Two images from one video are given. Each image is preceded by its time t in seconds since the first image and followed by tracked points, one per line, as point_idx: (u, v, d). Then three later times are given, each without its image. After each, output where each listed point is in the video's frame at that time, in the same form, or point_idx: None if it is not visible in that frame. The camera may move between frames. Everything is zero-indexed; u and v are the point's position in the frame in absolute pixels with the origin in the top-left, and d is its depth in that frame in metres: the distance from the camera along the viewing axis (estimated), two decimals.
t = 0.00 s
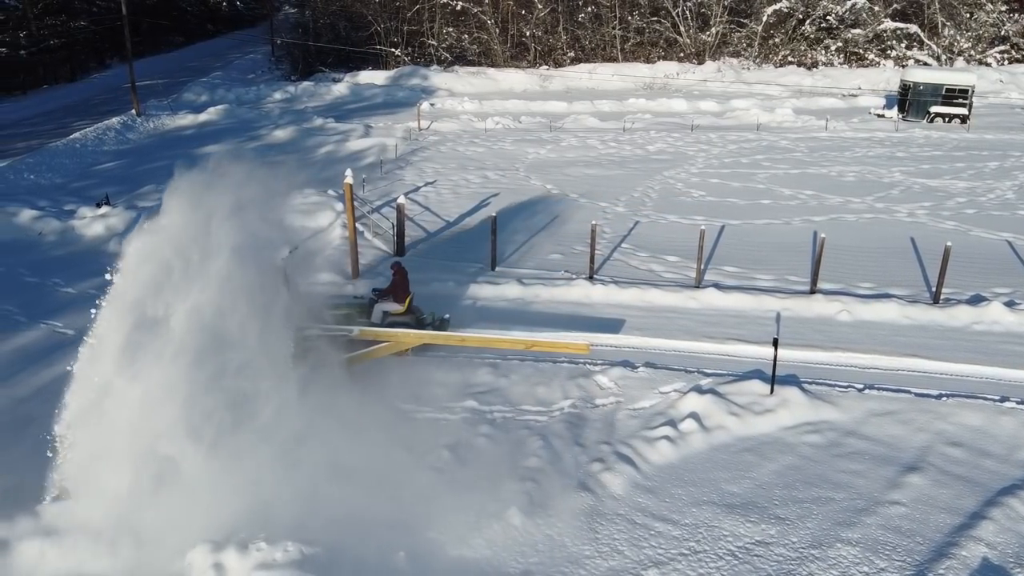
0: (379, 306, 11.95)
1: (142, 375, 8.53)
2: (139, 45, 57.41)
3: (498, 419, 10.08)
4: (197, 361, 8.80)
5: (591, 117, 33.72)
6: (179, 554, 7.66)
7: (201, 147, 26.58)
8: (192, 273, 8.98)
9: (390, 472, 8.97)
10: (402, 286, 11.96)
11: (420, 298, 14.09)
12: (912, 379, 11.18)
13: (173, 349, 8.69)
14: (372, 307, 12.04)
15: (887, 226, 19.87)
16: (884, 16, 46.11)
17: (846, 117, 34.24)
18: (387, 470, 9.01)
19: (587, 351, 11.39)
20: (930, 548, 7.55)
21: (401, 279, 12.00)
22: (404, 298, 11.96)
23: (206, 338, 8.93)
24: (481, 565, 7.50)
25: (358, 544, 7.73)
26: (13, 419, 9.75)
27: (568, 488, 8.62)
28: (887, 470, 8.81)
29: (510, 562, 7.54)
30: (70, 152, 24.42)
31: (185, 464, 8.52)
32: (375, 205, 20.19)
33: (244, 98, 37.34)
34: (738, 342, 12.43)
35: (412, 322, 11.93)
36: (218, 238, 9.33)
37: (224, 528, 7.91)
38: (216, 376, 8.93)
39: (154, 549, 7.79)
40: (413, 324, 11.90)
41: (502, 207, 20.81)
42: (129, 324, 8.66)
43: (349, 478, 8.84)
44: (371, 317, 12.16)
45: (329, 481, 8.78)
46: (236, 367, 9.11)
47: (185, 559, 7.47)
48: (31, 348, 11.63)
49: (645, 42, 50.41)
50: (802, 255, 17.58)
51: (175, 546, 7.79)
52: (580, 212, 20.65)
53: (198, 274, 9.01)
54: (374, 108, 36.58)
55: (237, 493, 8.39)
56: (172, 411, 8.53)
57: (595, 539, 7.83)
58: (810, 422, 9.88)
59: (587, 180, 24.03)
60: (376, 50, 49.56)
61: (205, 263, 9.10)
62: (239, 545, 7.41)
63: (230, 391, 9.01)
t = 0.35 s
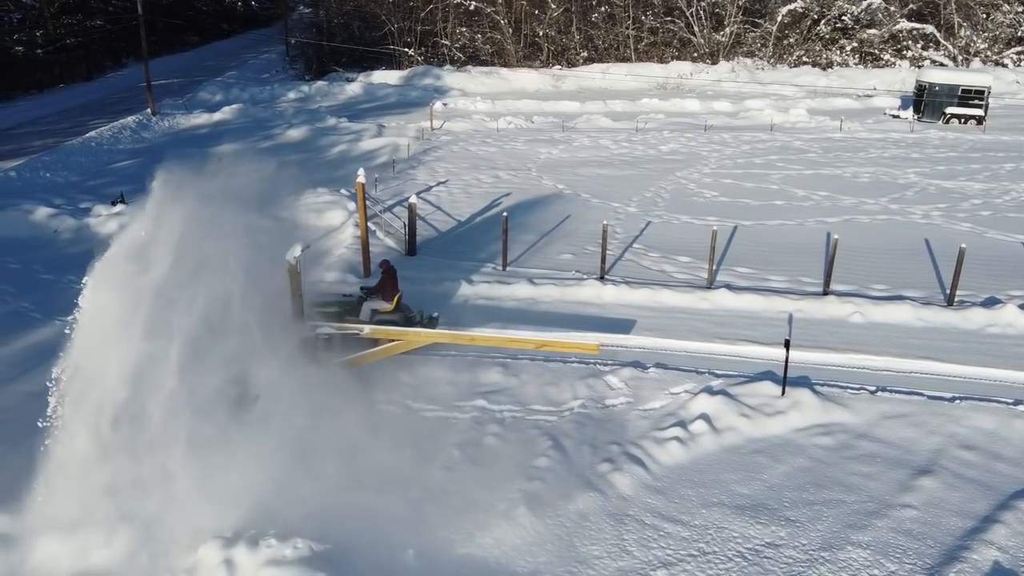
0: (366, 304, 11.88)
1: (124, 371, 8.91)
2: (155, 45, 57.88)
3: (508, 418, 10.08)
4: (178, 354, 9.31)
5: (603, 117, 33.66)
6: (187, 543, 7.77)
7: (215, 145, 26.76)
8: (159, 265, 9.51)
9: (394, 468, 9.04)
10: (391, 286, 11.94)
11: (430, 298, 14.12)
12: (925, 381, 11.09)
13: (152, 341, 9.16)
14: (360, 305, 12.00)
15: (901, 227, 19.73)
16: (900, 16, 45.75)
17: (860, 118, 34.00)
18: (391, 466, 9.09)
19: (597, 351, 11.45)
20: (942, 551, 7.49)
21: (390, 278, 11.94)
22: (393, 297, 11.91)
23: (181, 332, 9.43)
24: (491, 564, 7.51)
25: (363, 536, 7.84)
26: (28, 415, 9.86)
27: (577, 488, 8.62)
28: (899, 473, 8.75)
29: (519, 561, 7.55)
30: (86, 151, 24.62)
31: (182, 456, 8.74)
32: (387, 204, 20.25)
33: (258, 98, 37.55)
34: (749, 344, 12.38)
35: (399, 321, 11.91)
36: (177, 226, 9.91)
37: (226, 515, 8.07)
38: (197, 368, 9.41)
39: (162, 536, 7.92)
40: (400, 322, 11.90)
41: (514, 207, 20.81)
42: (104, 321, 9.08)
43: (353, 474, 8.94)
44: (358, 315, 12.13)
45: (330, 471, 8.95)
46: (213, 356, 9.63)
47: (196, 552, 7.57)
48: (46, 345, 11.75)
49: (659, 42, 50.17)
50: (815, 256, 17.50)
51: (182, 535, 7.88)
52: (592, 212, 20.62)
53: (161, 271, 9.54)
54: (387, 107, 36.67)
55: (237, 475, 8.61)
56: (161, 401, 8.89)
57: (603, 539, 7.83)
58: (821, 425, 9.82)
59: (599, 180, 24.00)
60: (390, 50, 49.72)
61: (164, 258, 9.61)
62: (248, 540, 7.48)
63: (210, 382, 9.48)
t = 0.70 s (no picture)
0: (356, 303, 11.78)
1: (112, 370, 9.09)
2: (171, 44, 58.36)
3: (518, 418, 10.09)
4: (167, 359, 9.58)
5: (616, 117, 33.59)
6: (198, 538, 7.82)
7: (229, 144, 26.93)
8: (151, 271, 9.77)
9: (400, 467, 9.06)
10: (380, 284, 11.87)
11: (441, 297, 14.13)
12: (939, 384, 11.00)
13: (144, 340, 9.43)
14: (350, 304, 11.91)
15: (915, 228, 19.59)
16: (916, 17, 45.40)
17: (876, 118, 33.77)
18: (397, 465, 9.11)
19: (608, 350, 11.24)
20: (953, 554, 7.44)
21: (381, 274, 11.87)
22: (383, 295, 11.83)
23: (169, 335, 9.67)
24: (500, 564, 7.52)
25: (370, 534, 7.88)
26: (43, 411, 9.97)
27: (587, 487, 8.62)
28: (911, 476, 8.69)
29: (527, 561, 7.56)
30: (102, 149, 24.84)
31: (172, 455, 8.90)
32: (399, 203, 20.31)
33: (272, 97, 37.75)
34: (761, 345, 12.32)
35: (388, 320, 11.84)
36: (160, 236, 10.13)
37: (232, 511, 8.17)
38: (184, 372, 9.69)
39: (167, 529, 8.00)
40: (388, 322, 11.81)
41: (526, 207, 20.82)
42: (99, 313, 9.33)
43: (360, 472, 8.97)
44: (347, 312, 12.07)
45: (337, 467, 9.01)
46: (203, 365, 9.90)
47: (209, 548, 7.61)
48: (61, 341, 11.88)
49: (673, 42, 49.97)
50: (829, 257, 17.41)
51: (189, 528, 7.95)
52: (604, 212, 20.61)
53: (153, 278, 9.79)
54: (400, 107, 36.76)
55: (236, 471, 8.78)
56: (145, 403, 9.14)
57: (612, 539, 7.82)
58: (833, 427, 9.77)
59: (612, 180, 23.97)
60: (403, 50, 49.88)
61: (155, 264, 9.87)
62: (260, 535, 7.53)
63: (200, 386, 9.76)
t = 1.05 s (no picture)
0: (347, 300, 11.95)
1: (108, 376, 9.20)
2: (189, 44, 58.93)
3: (530, 418, 10.10)
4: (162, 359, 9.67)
5: (631, 117, 33.53)
6: (211, 533, 7.90)
7: (246, 144, 27.11)
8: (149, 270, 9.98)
9: (410, 465, 9.10)
10: (371, 281, 11.93)
11: (454, 297, 14.17)
12: (956, 387, 10.91)
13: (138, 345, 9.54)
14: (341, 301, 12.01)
15: (932, 230, 19.42)
16: (935, 17, 45.00)
17: (893, 119, 33.51)
18: (408, 463, 9.14)
19: (621, 352, 11.19)
20: (967, 559, 7.38)
21: (371, 271, 11.91)
22: (374, 292, 11.90)
23: (166, 334, 9.83)
24: (510, 563, 7.53)
25: (380, 531, 7.93)
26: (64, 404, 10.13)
27: (598, 488, 8.61)
28: (926, 479, 8.62)
29: (538, 560, 7.57)
30: (120, 147, 25.09)
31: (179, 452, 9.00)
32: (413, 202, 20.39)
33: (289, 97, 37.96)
34: (775, 346, 12.26)
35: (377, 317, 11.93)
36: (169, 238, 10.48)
37: (245, 507, 8.25)
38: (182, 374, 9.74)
39: (180, 523, 8.07)
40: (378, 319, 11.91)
41: (541, 207, 20.82)
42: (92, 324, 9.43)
43: (372, 469, 9.00)
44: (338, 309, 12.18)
45: (346, 464, 9.06)
46: (204, 368, 9.98)
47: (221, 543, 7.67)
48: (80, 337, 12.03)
49: (689, 42, 49.79)
50: (845, 258, 17.29)
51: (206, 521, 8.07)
52: (618, 212, 20.59)
53: (155, 276, 10.01)
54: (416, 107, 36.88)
55: (242, 470, 8.86)
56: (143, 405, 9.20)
57: (623, 539, 7.81)
58: (847, 429, 9.71)
59: (626, 180, 23.94)
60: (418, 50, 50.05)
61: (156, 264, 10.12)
62: (271, 532, 7.57)
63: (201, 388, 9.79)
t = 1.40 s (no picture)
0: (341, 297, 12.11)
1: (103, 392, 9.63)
2: (209, 44, 59.50)
3: (544, 417, 10.10)
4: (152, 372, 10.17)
5: (648, 117, 33.43)
6: (227, 528, 7.93)
7: (265, 143, 27.30)
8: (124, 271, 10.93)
9: (424, 463, 9.13)
10: (365, 276, 12.12)
11: (470, 296, 14.20)
12: (974, 391, 10.79)
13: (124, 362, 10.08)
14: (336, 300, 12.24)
15: (952, 233, 19.20)
16: (956, 18, 44.47)
17: (913, 120, 33.17)
18: (422, 461, 9.16)
19: (636, 352, 11.16)
20: (983, 563, 7.31)
21: (365, 270, 12.13)
22: (368, 290, 12.05)
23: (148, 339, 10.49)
24: (523, 564, 7.53)
25: (392, 529, 7.95)
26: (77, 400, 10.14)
27: (611, 488, 8.60)
28: (942, 483, 8.54)
29: (551, 560, 7.57)
30: (140, 146, 25.34)
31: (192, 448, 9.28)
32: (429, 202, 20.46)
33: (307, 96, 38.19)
34: (792, 348, 12.18)
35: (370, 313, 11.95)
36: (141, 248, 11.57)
37: (259, 503, 8.30)
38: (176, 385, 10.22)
39: (195, 518, 8.08)
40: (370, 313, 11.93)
41: (557, 207, 20.80)
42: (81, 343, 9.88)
43: (386, 467, 9.04)
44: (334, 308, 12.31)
45: (358, 463, 9.10)
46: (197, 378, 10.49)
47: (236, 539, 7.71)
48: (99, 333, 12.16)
49: (707, 42, 49.56)
50: (864, 260, 17.14)
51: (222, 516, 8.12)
52: (634, 213, 20.54)
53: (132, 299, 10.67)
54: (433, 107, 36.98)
55: (252, 461, 9.00)
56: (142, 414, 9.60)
57: (635, 541, 7.79)
58: (863, 432, 9.63)
59: (643, 181, 23.86)
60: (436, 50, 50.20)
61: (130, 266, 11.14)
62: (286, 527, 7.62)
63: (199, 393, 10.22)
